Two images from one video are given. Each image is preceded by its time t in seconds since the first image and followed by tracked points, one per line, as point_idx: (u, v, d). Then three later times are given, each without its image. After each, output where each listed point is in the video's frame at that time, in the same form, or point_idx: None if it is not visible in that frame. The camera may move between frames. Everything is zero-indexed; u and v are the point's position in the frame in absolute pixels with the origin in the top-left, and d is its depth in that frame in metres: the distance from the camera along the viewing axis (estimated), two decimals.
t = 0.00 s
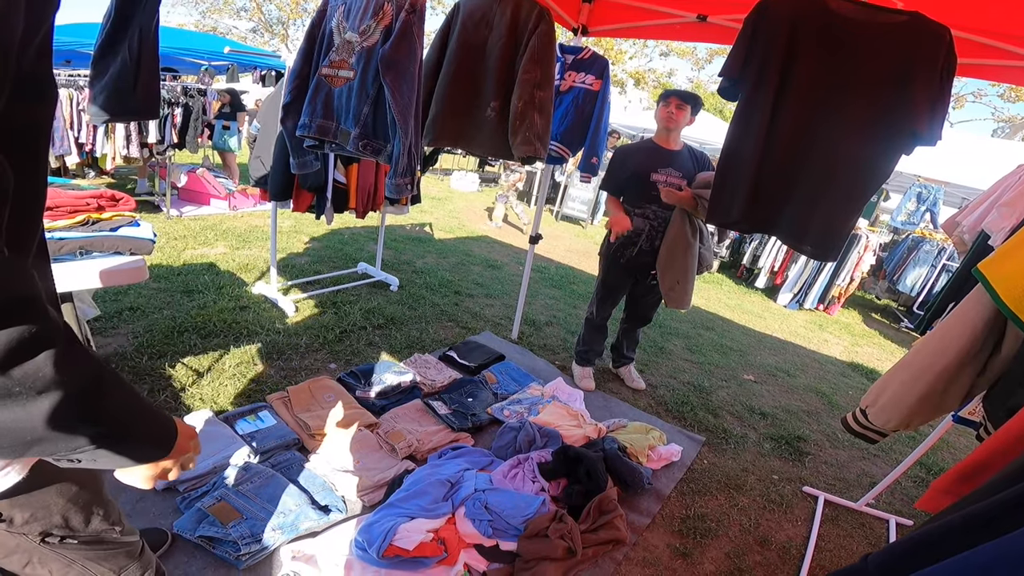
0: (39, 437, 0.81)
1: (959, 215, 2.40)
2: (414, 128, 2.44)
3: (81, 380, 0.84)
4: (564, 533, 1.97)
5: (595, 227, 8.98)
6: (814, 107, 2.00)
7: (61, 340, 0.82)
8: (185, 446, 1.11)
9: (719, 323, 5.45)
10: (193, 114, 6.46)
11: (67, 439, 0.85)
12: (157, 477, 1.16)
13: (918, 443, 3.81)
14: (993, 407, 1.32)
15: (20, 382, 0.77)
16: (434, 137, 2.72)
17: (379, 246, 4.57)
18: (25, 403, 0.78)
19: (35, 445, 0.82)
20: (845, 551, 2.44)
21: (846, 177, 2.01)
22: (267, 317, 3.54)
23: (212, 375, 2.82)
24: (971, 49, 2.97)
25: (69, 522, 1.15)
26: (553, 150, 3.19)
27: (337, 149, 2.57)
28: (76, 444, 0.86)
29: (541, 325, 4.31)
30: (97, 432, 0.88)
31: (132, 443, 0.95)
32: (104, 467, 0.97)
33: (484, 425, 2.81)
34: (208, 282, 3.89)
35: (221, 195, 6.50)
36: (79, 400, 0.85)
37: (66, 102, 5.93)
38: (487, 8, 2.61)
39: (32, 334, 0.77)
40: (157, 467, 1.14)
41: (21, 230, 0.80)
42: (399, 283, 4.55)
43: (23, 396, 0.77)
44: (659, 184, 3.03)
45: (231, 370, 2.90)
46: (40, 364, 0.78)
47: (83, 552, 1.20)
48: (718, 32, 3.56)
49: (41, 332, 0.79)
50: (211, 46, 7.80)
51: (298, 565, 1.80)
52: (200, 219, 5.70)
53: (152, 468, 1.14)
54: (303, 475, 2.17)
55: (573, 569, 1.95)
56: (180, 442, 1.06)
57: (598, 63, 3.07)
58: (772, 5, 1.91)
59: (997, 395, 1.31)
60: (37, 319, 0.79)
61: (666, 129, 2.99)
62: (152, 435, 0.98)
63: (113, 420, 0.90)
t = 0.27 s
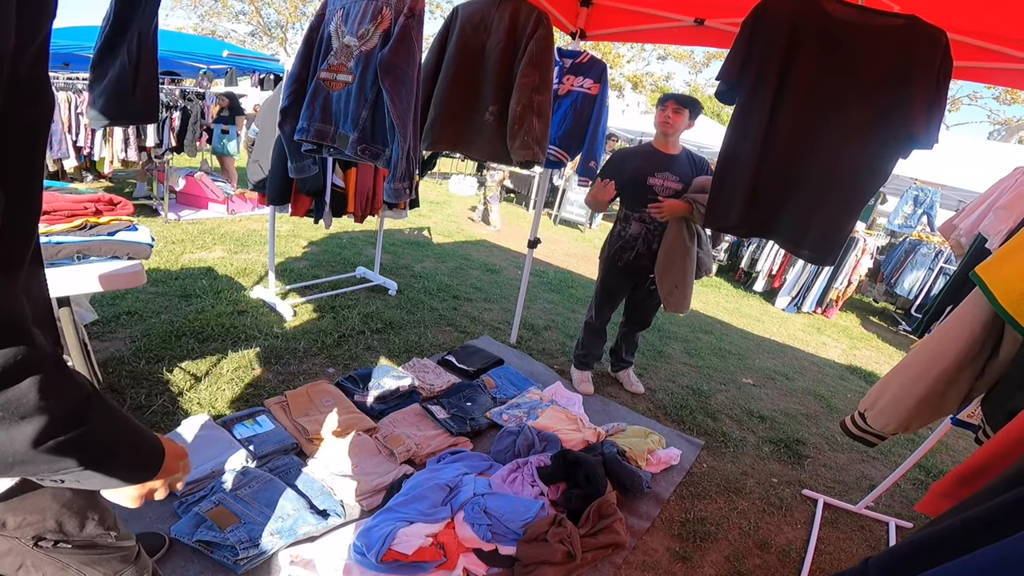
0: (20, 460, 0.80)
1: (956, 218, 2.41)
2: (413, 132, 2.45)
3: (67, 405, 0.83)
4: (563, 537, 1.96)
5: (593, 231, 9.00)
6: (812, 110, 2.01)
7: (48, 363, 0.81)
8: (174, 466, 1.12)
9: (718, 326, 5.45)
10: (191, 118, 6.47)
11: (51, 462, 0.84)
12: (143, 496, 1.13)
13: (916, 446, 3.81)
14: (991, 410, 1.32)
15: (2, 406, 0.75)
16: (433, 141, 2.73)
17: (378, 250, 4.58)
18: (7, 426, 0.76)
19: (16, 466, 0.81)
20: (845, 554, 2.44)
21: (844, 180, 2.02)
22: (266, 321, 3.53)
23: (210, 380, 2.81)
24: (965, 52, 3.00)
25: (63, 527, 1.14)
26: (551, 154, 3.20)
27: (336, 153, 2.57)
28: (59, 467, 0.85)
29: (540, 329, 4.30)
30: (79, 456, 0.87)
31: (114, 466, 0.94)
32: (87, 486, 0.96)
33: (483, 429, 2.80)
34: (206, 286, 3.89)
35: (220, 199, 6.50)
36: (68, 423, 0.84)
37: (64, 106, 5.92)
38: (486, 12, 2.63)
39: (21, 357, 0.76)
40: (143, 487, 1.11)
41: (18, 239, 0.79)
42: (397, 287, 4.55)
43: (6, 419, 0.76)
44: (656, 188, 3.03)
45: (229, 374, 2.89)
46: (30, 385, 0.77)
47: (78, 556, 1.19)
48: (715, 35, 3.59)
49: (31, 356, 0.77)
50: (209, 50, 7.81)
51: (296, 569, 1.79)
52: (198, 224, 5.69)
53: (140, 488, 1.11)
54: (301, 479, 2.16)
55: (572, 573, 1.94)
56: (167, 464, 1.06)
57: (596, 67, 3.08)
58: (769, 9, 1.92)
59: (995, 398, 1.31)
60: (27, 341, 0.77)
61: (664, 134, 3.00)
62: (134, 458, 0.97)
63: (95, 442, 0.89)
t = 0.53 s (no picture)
0: (25, 469, 0.80)
1: (959, 223, 2.40)
2: (416, 137, 2.46)
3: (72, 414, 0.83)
4: (565, 543, 1.95)
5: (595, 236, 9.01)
6: (814, 115, 2.02)
7: (54, 374, 0.81)
8: (180, 475, 1.12)
9: (720, 332, 5.44)
10: (195, 123, 6.51)
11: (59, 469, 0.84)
12: (148, 503, 1.09)
13: (920, 451, 3.79)
14: (994, 417, 1.32)
15: (10, 418, 0.74)
16: (436, 146, 2.74)
17: (380, 255, 4.59)
18: (14, 438, 0.76)
19: (21, 475, 0.81)
20: (848, 559, 2.42)
21: (846, 185, 2.02)
22: (268, 326, 3.54)
23: (212, 384, 2.81)
24: (966, 56, 3.01)
25: (63, 528, 1.14)
26: (553, 159, 3.21)
27: (339, 158, 2.58)
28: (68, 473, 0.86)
29: (542, 335, 4.30)
30: (84, 464, 0.88)
31: (119, 474, 0.94)
32: (91, 493, 0.96)
33: (485, 434, 2.80)
34: (209, 290, 3.90)
35: (223, 204, 6.54)
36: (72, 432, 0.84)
37: (70, 110, 5.96)
38: (489, 18, 2.64)
39: (28, 370, 0.75)
40: (147, 492, 1.06)
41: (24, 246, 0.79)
42: (399, 292, 4.55)
43: (12, 430, 0.76)
44: (658, 194, 3.04)
45: (231, 379, 2.89)
46: (37, 397, 0.77)
47: (76, 558, 1.19)
48: (717, 40, 3.61)
49: (37, 367, 0.77)
50: (214, 55, 7.87)
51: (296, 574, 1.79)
52: (202, 228, 5.72)
53: (143, 494, 1.07)
54: (302, 483, 2.15)
55: None
56: (169, 472, 1.06)
57: (598, 73, 3.10)
58: (771, 14, 1.93)
59: (999, 404, 1.31)
60: (33, 353, 0.77)
61: (668, 140, 3.01)
62: (138, 466, 0.98)
63: (100, 450, 0.90)
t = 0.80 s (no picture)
0: (30, 465, 0.81)
1: (965, 226, 2.38)
2: (420, 138, 2.46)
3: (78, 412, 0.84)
4: (565, 544, 1.95)
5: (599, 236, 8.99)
6: (820, 116, 2.00)
7: (62, 371, 0.82)
8: (180, 475, 1.13)
9: (724, 333, 5.42)
10: (201, 122, 6.54)
11: (62, 467, 0.85)
12: (147, 503, 1.13)
13: (924, 454, 3.76)
14: (999, 420, 1.30)
15: (17, 414, 0.76)
16: (439, 146, 2.74)
17: (384, 255, 4.59)
18: (20, 433, 0.77)
19: (27, 472, 0.82)
20: (850, 562, 2.40)
21: (852, 187, 2.01)
22: (272, 325, 3.55)
23: (216, 382, 2.83)
24: (973, 57, 2.99)
25: (69, 523, 1.15)
26: (557, 159, 3.21)
27: (343, 158, 2.59)
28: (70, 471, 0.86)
29: (545, 335, 4.30)
30: (91, 463, 0.88)
31: (124, 474, 0.94)
32: (98, 492, 0.96)
33: (487, 434, 2.79)
34: (214, 289, 3.92)
35: (228, 202, 6.57)
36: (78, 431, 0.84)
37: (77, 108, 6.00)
38: (493, 17, 2.64)
39: (37, 365, 0.77)
40: (148, 492, 1.09)
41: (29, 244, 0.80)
42: (403, 291, 4.56)
43: (18, 426, 0.77)
44: (665, 195, 3.03)
45: (234, 377, 2.90)
46: (44, 393, 0.78)
47: (81, 553, 1.20)
48: (722, 41, 3.60)
49: (45, 364, 0.78)
50: (219, 54, 7.90)
51: (297, 573, 1.81)
52: (206, 227, 5.74)
53: (144, 494, 1.10)
54: (303, 482, 2.16)
55: None
56: (171, 472, 1.06)
57: (602, 73, 3.09)
58: (777, 14, 1.92)
59: (1003, 407, 1.29)
60: (42, 349, 0.78)
61: (674, 141, 3.00)
62: (143, 466, 0.98)
63: (106, 449, 0.90)
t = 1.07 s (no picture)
0: (55, 456, 0.82)
1: (975, 229, 2.36)
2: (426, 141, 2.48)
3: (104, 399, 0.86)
4: (569, 548, 1.94)
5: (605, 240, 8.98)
6: (828, 119, 1.99)
7: (89, 359, 0.85)
8: (197, 469, 1.14)
9: (731, 337, 5.38)
10: (210, 126, 6.62)
11: (86, 457, 0.86)
12: (165, 499, 1.12)
13: (935, 459, 3.71)
14: (1010, 424, 1.28)
15: (46, 398, 0.79)
16: (446, 149, 2.76)
17: (390, 258, 4.62)
18: (49, 419, 0.80)
19: (51, 463, 0.83)
20: (858, 567, 2.37)
21: (861, 190, 1.99)
22: (279, 327, 3.57)
23: (223, 384, 2.84)
24: (982, 58, 2.97)
25: (67, 526, 1.16)
26: (564, 163, 3.20)
27: (350, 161, 2.61)
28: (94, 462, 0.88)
29: (551, 339, 4.29)
30: (108, 455, 0.89)
31: (142, 468, 0.95)
32: (117, 487, 0.97)
33: (492, 438, 2.79)
34: (222, 292, 3.96)
35: (237, 206, 6.63)
36: (103, 419, 0.86)
37: (89, 112, 6.10)
38: (499, 22, 2.66)
39: (66, 349, 0.80)
40: (167, 489, 1.09)
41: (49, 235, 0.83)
42: (408, 294, 4.58)
43: (47, 411, 0.79)
44: (672, 199, 3.02)
45: (241, 380, 2.92)
46: (73, 378, 0.81)
47: (79, 557, 1.21)
48: (728, 43, 3.60)
49: (73, 349, 0.82)
50: (229, 59, 8.00)
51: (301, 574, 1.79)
52: (215, 231, 5.80)
53: (161, 490, 1.09)
54: (308, 484, 2.16)
55: None
56: (191, 467, 1.08)
57: (608, 76, 3.10)
58: (783, 18, 1.92)
59: (1014, 412, 1.27)
60: (70, 334, 0.82)
61: (682, 145, 3.00)
62: (162, 459, 0.99)
63: (128, 441, 0.91)
